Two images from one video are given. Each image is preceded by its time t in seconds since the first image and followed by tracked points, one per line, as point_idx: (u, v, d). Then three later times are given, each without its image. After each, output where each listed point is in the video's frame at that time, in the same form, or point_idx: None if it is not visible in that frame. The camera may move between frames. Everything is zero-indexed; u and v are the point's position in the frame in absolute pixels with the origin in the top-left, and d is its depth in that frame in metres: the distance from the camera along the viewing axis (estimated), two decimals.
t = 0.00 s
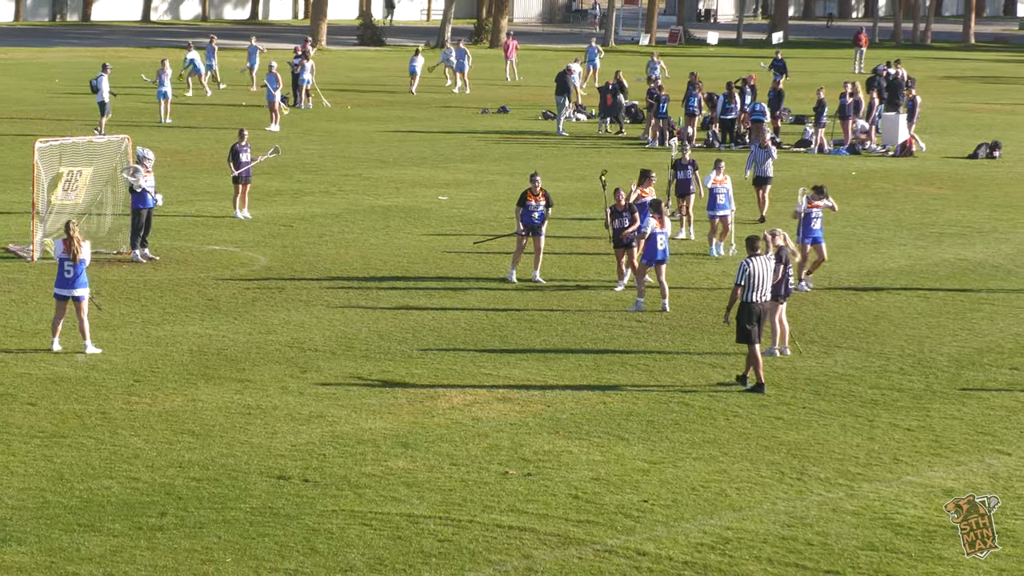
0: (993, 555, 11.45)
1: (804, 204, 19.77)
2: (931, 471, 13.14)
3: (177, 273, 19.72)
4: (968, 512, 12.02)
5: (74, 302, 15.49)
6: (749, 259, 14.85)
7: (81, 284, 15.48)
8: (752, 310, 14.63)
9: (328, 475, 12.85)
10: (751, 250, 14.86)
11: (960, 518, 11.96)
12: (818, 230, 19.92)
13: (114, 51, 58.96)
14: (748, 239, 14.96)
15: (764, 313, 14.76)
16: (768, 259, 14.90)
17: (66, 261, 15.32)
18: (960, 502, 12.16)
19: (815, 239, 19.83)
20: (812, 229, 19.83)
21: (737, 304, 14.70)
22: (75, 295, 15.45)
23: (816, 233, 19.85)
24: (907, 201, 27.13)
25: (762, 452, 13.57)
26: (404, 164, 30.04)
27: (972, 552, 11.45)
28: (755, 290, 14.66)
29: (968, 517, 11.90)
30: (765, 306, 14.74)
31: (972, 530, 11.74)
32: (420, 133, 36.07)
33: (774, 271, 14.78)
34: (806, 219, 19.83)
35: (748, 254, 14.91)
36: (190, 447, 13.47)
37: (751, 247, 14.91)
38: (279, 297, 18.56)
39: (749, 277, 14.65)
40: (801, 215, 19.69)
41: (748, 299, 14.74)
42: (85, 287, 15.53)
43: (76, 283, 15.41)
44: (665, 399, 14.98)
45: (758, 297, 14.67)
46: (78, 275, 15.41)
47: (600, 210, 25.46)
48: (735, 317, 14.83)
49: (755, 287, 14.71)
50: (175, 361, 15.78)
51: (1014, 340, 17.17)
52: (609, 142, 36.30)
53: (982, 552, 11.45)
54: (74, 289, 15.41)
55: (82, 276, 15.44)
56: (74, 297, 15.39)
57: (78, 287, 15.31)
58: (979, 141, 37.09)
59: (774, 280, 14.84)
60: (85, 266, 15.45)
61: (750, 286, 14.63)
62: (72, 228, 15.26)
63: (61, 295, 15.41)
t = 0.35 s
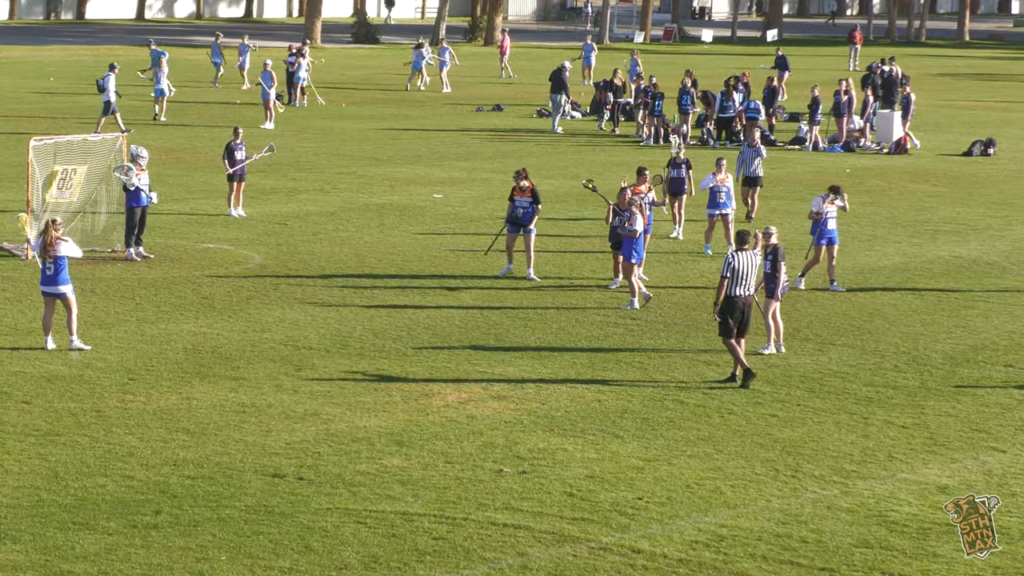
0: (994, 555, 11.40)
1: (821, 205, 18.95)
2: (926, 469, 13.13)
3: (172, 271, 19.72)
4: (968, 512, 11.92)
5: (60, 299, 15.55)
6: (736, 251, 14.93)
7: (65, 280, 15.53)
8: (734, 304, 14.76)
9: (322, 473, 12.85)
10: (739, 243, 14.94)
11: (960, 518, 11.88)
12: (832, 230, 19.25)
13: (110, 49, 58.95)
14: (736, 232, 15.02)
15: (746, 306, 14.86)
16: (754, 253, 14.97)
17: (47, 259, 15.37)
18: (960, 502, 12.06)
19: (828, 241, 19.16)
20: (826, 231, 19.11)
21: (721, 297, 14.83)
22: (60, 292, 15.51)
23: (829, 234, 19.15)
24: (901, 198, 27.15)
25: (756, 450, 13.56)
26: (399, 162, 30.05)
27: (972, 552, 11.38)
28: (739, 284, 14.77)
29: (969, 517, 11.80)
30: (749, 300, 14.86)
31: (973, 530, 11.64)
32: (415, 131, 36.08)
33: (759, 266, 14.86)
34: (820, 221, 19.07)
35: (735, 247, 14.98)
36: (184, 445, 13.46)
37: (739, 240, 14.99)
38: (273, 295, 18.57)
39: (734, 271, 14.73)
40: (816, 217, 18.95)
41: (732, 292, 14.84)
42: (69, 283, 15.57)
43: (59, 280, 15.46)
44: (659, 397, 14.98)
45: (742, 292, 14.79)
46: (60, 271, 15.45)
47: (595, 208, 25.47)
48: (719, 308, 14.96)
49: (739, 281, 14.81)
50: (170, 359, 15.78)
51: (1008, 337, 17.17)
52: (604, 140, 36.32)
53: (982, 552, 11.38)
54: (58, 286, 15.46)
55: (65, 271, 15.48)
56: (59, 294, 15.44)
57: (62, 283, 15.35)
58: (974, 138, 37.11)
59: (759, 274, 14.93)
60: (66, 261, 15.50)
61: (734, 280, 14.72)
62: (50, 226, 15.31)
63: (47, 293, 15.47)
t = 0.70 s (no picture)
0: (993, 554, 11.41)
1: (837, 203, 18.92)
2: (923, 468, 13.14)
3: (169, 271, 19.72)
4: (968, 511, 11.97)
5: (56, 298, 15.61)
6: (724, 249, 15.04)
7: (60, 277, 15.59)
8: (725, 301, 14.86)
9: (319, 472, 12.85)
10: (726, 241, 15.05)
11: (960, 518, 11.93)
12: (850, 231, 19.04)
13: (106, 49, 58.91)
14: (722, 229, 15.12)
15: (736, 303, 14.96)
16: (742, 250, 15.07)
17: (41, 257, 15.44)
18: (960, 502, 12.12)
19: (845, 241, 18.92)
20: (843, 229, 18.89)
21: (711, 295, 14.94)
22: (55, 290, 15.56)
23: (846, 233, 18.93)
24: (898, 197, 27.15)
25: (753, 449, 13.56)
26: (395, 161, 30.05)
27: (972, 551, 11.39)
28: (728, 281, 14.88)
29: (969, 516, 11.85)
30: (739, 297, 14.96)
31: (973, 530, 11.67)
32: (413, 131, 36.07)
33: (748, 263, 14.95)
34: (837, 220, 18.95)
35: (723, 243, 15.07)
36: (181, 444, 13.47)
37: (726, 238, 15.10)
38: (270, 294, 18.57)
39: (723, 268, 14.82)
40: (832, 214, 18.82)
41: (721, 289, 14.94)
42: (64, 280, 15.61)
43: (54, 278, 15.51)
44: (656, 396, 14.99)
45: (731, 289, 14.90)
46: (54, 269, 15.51)
47: (591, 207, 25.47)
48: (709, 307, 15.07)
49: (728, 278, 14.90)
50: (166, 358, 15.78)
51: (1005, 336, 17.18)
52: (602, 140, 36.32)
53: (982, 552, 11.38)
54: (53, 284, 15.51)
55: (59, 269, 15.54)
56: (53, 292, 15.50)
57: (57, 280, 15.41)
58: (970, 138, 37.12)
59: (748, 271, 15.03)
60: (59, 260, 15.57)
61: (724, 278, 14.82)
62: (42, 224, 15.38)
63: (41, 292, 15.51)
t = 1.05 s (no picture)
0: (993, 555, 11.42)
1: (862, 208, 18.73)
2: (920, 470, 13.14)
3: (166, 272, 19.74)
4: (968, 512, 11.94)
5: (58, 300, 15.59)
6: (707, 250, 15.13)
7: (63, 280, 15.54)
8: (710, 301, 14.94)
9: (316, 474, 12.85)
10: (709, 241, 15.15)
11: (960, 518, 11.94)
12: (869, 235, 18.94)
13: (103, 50, 58.93)
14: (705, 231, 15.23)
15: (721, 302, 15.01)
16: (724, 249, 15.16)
17: (44, 259, 15.48)
18: (961, 502, 12.09)
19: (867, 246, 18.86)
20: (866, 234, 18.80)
21: (695, 295, 15.02)
22: (58, 293, 15.53)
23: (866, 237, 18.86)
24: (895, 199, 27.16)
25: (750, 451, 13.56)
26: (392, 163, 30.06)
27: (972, 551, 11.41)
28: (712, 280, 14.95)
29: (969, 516, 11.86)
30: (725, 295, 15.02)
31: (973, 530, 11.67)
32: (410, 132, 36.08)
33: (731, 261, 15.03)
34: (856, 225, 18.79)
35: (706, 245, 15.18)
36: (178, 445, 13.47)
37: (708, 239, 15.20)
38: (267, 295, 18.58)
39: (706, 267, 14.90)
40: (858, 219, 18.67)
41: (705, 289, 15.01)
42: (67, 283, 15.57)
43: (56, 280, 15.46)
44: (653, 397, 15.00)
45: (715, 288, 14.97)
46: (57, 272, 15.46)
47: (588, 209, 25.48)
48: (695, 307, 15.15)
49: (712, 277, 14.99)
50: (163, 360, 15.79)
51: (1002, 338, 17.18)
52: (599, 141, 36.33)
53: (982, 552, 11.40)
54: (55, 286, 15.49)
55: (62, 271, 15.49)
56: (53, 294, 15.47)
57: (59, 283, 15.37)
58: (967, 139, 37.13)
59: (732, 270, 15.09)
60: (63, 262, 15.52)
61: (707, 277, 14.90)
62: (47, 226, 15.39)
63: (45, 293, 15.51)
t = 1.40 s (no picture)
0: (993, 556, 11.46)
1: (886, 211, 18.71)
2: (916, 473, 13.15)
3: (162, 275, 19.74)
4: (968, 512, 12.04)
5: (60, 302, 15.58)
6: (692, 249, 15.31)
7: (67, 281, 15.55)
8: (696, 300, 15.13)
9: (312, 477, 12.85)
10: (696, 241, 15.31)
11: (960, 519, 11.99)
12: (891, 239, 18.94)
13: (100, 53, 58.89)
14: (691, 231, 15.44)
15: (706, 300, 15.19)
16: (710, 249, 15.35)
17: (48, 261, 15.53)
18: (960, 502, 12.20)
19: (885, 252, 18.88)
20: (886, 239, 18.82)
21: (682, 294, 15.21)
22: (61, 294, 15.54)
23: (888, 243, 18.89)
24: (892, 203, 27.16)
25: (746, 454, 13.56)
26: (389, 165, 30.05)
27: (972, 552, 11.47)
28: (699, 280, 15.15)
29: (969, 517, 11.92)
30: (709, 295, 15.23)
31: (973, 531, 11.76)
32: (408, 135, 36.08)
33: (717, 261, 15.23)
34: (878, 228, 18.80)
35: (692, 244, 15.38)
36: (174, 448, 13.46)
37: (695, 238, 15.36)
38: (263, 298, 18.58)
39: (690, 266, 15.10)
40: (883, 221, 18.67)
41: (692, 288, 15.20)
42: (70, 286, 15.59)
43: (60, 282, 15.47)
44: (649, 401, 15.00)
45: (701, 288, 15.17)
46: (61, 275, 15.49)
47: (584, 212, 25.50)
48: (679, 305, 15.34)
49: (698, 277, 15.18)
50: (160, 362, 15.78)
51: (999, 342, 17.19)
52: (597, 144, 36.33)
53: (982, 552, 11.48)
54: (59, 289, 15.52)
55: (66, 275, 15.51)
56: (55, 295, 15.46)
57: (62, 286, 15.39)
58: (964, 142, 37.15)
59: (718, 269, 15.28)
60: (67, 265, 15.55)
61: (691, 275, 15.09)
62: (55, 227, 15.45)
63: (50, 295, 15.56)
